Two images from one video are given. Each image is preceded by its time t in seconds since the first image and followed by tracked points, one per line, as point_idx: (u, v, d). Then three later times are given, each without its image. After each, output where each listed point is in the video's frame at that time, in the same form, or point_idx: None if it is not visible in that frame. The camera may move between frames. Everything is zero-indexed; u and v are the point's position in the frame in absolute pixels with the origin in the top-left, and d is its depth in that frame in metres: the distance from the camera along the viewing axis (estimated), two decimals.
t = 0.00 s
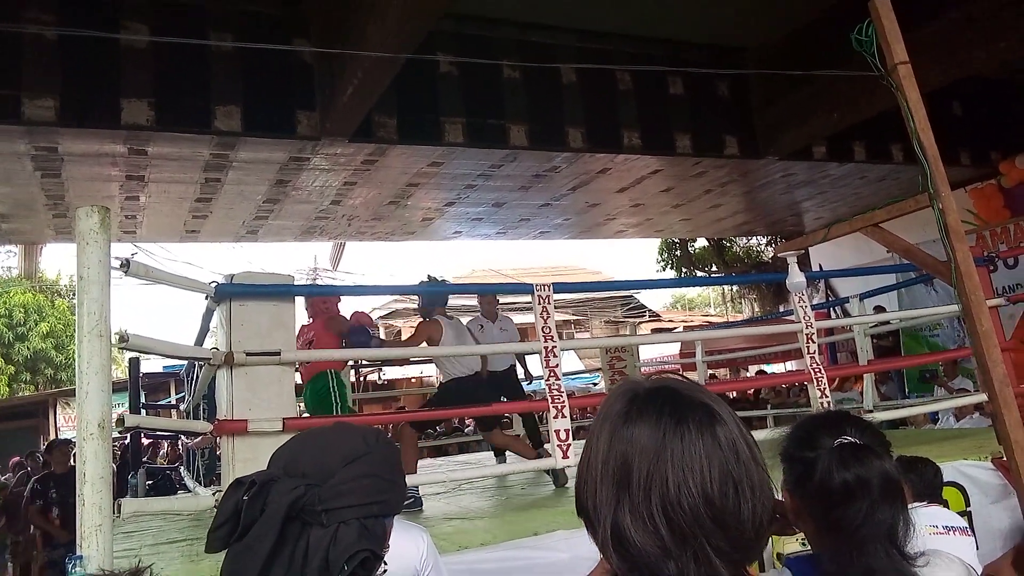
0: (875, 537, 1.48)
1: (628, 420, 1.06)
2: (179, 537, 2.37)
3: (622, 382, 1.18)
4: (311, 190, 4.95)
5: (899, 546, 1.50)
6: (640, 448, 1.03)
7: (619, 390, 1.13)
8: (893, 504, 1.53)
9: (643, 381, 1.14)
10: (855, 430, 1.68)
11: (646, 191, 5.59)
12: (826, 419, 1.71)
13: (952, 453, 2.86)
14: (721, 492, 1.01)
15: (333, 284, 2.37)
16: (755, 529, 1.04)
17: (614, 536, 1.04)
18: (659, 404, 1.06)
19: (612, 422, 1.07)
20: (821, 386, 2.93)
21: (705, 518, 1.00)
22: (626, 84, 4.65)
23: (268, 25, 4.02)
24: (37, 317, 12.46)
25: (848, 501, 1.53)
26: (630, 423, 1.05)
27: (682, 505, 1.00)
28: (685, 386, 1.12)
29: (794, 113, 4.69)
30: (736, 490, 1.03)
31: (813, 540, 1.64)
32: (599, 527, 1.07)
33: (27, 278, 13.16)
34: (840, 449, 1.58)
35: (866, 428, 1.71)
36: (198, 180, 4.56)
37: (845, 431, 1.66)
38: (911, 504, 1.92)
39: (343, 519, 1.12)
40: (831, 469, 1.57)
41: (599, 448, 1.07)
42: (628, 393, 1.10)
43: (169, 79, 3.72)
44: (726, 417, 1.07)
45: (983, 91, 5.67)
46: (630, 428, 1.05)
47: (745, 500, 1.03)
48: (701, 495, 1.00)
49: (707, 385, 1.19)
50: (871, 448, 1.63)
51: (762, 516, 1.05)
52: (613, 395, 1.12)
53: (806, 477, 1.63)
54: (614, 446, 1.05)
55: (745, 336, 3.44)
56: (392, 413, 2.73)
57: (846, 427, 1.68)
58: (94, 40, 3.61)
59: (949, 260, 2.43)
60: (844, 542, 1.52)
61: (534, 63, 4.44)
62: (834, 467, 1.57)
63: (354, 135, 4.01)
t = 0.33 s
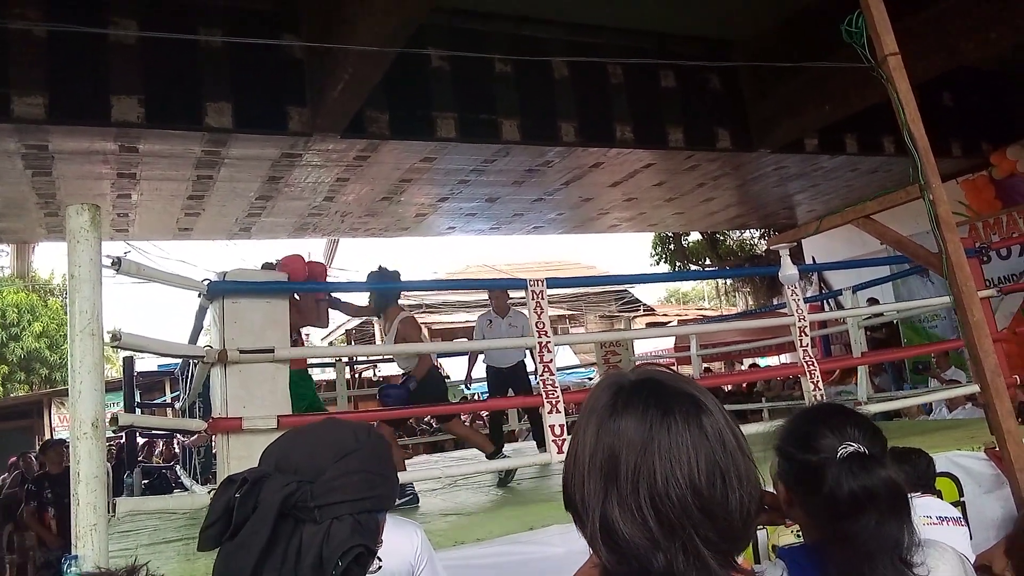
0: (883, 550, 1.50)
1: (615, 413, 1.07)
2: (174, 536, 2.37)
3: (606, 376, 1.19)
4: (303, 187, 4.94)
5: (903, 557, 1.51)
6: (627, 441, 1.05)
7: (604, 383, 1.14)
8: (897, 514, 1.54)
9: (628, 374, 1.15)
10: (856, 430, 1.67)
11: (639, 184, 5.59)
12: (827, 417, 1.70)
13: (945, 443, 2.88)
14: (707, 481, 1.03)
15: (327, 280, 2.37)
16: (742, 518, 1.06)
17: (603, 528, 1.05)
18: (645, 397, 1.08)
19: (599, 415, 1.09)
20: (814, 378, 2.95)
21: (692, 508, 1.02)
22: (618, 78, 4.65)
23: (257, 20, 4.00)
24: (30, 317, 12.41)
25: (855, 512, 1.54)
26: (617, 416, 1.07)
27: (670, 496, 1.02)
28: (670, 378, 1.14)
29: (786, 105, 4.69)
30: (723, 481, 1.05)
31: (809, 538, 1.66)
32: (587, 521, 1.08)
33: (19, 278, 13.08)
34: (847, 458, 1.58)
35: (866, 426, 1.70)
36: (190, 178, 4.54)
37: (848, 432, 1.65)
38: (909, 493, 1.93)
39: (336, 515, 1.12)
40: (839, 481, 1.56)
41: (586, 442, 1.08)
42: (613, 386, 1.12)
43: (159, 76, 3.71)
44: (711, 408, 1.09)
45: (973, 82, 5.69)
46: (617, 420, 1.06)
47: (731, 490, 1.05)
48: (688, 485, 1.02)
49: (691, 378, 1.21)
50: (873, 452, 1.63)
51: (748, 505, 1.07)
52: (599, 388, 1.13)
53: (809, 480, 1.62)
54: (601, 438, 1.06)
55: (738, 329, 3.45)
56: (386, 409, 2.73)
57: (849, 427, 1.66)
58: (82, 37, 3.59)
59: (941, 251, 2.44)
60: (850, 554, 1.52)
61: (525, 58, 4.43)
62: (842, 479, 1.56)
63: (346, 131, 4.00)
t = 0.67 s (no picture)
0: (910, 531, 1.49)
1: (604, 407, 1.09)
2: (171, 537, 2.36)
3: (596, 371, 1.21)
4: (295, 186, 4.92)
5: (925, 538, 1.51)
6: (617, 435, 1.06)
7: (594, 378, 1.16)
8: (921, 495, 1.55)
9: (618, 369, 1.17)
10: (875, 414, 1.66)
11: (632, 179, 5.59)
12: (845, 402, 1.68)
13: (938, 433, 2.90)
14: (697, 474, 1.04)
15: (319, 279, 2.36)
16: (732, 511, 1.07)
17: (593, 523, 1.06)
18: (634, 391, 1.09)
19: (588, 410, 1.10)
20: (808, 370, 2.96)
21: (683, 502, 1.03)
22: (609, 74, 4.65)
23: (246, 18, 3.97)
24: (22, 320, 12.34)
25: (882, 494, 1.53)
26: (606, 411, 1.08)
27: (660, 490, 1.03)
28: (660, 373, 1.15)
29: (777, 99, 4.69)
30: (713, 474, 1.06)
31: (829, 523, 1.66)
32: (578, 515, 1.09)
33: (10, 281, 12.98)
34: (872, 440, 1.57)
35: (885, 410, 1.70)
36: (182, 178, 4.52)
37: (867, 416, 1.64)
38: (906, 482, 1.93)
39: (329, 514, 1.12)
40: (866, 463, 1.55)
41: (575, 436, 1.10)
42: (603, 381, 1.13)
43: (148, 76, 3.69)
44: (700, 401, 1.11)
45: (963, 74, 5.71)
46: (606, 415, 1.08)
47: (722, 483, 1.06)
48: (679, 479, 1.03)
49: (681, 372, 1.22)
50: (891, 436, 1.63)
51: (738, 498, 1.08)
52: (589, 383, 1.14)
53: (830, 464, 1.61)
54: (591, 433, 1.08)
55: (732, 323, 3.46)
56: (381, 407, 2.72)
57: (868, 411, 1.65)
58: (71, 38, 3.57)
59: (932, 243, 2.45)
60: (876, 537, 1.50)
61: (517, 54, 4.42)
62: (868, 461, 1.55)
63: (337, 129, 3.98)
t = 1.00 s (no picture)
0: (954, 498, 1.53)
1: (600, 400, 1.09)
2: (171, 534, 2.36)
3: (592, 364, 1.21)
4: (291, 182, 4.91)
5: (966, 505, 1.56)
6: (613, 427, 1.06)
7: (591, 370, 1.16)
8: (964, 461, 1.59)
9: (614, 361, 1.17)
10: (905, 388, 1.68)
11: (629, 173, 5.58)
12: (875, 379, 1.70)
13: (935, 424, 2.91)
14: (695, 466, 1.04)
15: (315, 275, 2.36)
16: (729, 504, 1.07)
17: (590, 515, 1.06)
18: (630, 384, 1.09)
19: (584, 403, 1.10)
20: (806, 362, 2.96)
21: (680, 494, 1.03)
22: (605, 67, 4.64)
23: (240, 14, 3.96)
24: (19, 319, 12.34)
25: (924, 465, 1.54)
26: (602, 403, 1.08)
27: (657, 482, 1.03)
28: (657, 365, 1.15)
29: (774, 91, 4.68)
30: (711, 466, 1.05)
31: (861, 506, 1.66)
32: (575, 508, 1.09)
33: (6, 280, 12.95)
34: (909, 413, 1.59)
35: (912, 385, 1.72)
36: (177, 175, 4.51)
37: (899, 392, 1.66)
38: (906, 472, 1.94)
39: (325, 510, 1.12)
40: (905, 436, 1.57)
41: (572, 429, 1.10)
42: (599, 373, 1.13)
43: (141, 72, 3.67)
44: (698, 393, 1.11)
45: (960, 65, 5.70)
46: (602, 407, 1.08)
47: (719, 475, 1.06)
48: (676, 471, 1.03)
49: (678, 364, 1.22)
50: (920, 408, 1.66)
51: (735, 490, 1.08)
52: (585, 376, 1.15)
53: (860, 441, 1.61)
54: (587, 425, 1.08)
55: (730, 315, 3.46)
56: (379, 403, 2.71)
57: (898, 387, 1.67)
58: (63, 36, 3.55)
59: (929, 234, 2.45)
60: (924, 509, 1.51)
61: (512, 48, 4.41)
62: (907, 434, 1.57)
63: (332, 125, 3.97)
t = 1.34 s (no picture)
0: (947, 473, 1.55)
1: (590, 393, 1.10)
2: (163, 531, 2.36)
3: (582, 358, 1.22)
4: (284, 178, 4.90)
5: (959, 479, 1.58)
6: (602, 420, 1.07)
7: (581, 363, 1.17)
8: (955, 435, 1.61)
9: (605, 354, 1.18)
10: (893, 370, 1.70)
11: (621, 168, 5.59)
12: (865, 364, 1.71)
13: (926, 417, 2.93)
14: (684, 459, 1.05)
15: (308, 271, 2.35)
16: (718, 497, 1.08)
17: (579, 509, 1.07)
18: (620, 377, 1.10)
19: (574, 396, 1.11)
20: (797, 355, 2.97)
21: (669, 487, 1.04)
22: (597, 62, 4.64)
23: (230, 9, 3.94)
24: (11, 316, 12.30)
25: (918, 440, 1.56)
26: (591, 396, 1.09)
27: (647, 475, 1.04)
28: (647, 358, 1.16)
29: (766, 85, 4.70)
30: (700, 459, 1.06)
31: (859, 493, 1.66)
32: (564, 501, 1.09)
33: None
34: (898, 392, 1.61)
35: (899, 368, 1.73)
36: (168, 172, 4.49)
37: (888, 373, 1.68)
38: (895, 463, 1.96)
39: (317, 507, 1.13)
40: (897, 412, 1.58)
41: (561, 422, 1.11)
42: (589, 366, 1.14)
43: (131, 68, 3.65)
44: (688, 386, 1.11)
45: (951, 59, 5.72)
46: (591, 400, 1.09)
47: (708, 468, 1.07)
48: (666, 464, 1.04)
49: (667, 357, 1.23)
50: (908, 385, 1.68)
51: (725, 483, 1.09)
52: (574, 369, 1.15)
53: (853, 425, 1.62)
54: (576, 419, 1.09)
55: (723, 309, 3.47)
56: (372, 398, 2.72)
57: (888, 369, 1.69)
58: (53, 31, 3.53)
59: (919, 226, 2.46)
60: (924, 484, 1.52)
61: (504, 44, 4.41)
62: (899, 411, 1.58)
63: (324, 120, 3.96)
